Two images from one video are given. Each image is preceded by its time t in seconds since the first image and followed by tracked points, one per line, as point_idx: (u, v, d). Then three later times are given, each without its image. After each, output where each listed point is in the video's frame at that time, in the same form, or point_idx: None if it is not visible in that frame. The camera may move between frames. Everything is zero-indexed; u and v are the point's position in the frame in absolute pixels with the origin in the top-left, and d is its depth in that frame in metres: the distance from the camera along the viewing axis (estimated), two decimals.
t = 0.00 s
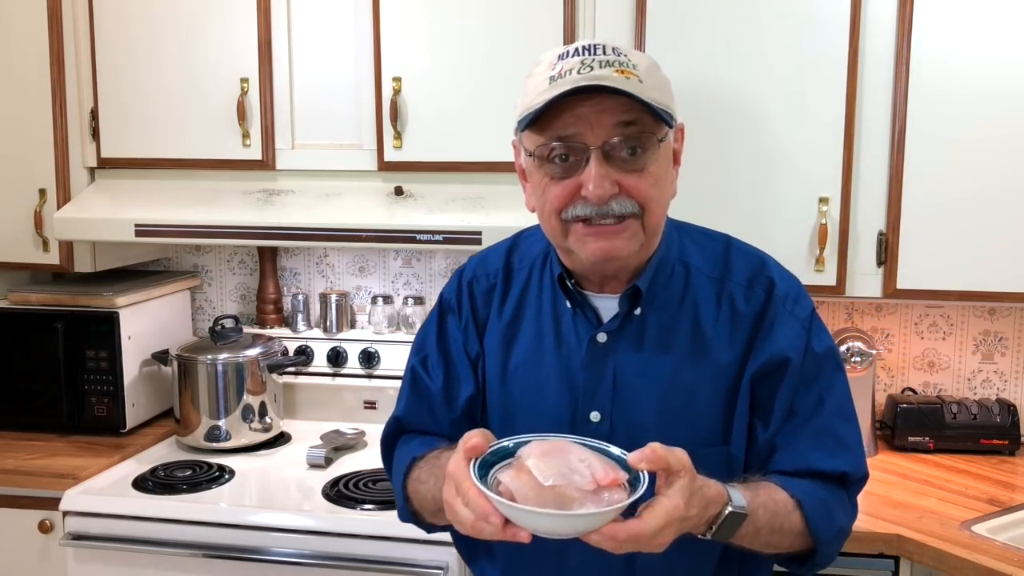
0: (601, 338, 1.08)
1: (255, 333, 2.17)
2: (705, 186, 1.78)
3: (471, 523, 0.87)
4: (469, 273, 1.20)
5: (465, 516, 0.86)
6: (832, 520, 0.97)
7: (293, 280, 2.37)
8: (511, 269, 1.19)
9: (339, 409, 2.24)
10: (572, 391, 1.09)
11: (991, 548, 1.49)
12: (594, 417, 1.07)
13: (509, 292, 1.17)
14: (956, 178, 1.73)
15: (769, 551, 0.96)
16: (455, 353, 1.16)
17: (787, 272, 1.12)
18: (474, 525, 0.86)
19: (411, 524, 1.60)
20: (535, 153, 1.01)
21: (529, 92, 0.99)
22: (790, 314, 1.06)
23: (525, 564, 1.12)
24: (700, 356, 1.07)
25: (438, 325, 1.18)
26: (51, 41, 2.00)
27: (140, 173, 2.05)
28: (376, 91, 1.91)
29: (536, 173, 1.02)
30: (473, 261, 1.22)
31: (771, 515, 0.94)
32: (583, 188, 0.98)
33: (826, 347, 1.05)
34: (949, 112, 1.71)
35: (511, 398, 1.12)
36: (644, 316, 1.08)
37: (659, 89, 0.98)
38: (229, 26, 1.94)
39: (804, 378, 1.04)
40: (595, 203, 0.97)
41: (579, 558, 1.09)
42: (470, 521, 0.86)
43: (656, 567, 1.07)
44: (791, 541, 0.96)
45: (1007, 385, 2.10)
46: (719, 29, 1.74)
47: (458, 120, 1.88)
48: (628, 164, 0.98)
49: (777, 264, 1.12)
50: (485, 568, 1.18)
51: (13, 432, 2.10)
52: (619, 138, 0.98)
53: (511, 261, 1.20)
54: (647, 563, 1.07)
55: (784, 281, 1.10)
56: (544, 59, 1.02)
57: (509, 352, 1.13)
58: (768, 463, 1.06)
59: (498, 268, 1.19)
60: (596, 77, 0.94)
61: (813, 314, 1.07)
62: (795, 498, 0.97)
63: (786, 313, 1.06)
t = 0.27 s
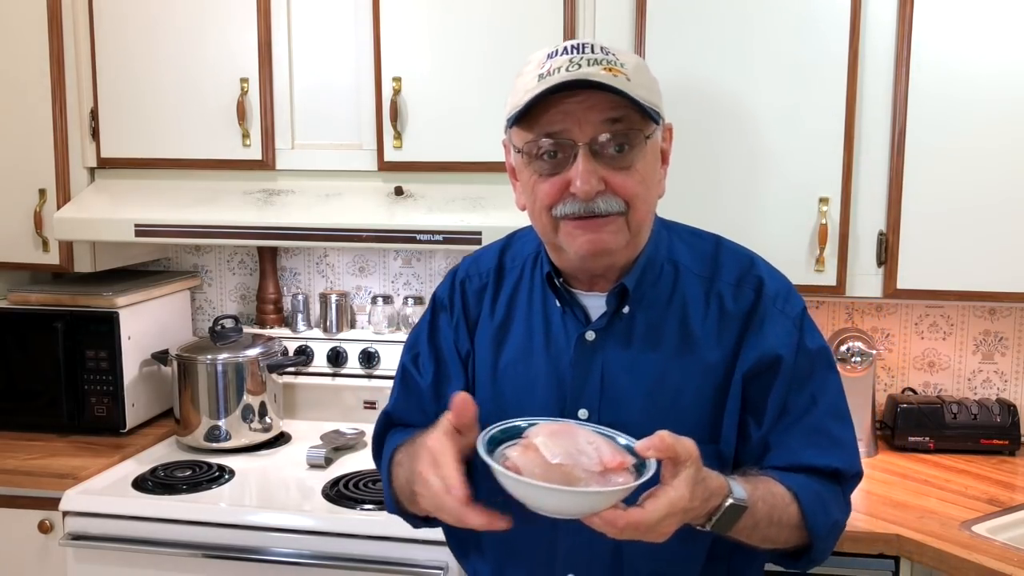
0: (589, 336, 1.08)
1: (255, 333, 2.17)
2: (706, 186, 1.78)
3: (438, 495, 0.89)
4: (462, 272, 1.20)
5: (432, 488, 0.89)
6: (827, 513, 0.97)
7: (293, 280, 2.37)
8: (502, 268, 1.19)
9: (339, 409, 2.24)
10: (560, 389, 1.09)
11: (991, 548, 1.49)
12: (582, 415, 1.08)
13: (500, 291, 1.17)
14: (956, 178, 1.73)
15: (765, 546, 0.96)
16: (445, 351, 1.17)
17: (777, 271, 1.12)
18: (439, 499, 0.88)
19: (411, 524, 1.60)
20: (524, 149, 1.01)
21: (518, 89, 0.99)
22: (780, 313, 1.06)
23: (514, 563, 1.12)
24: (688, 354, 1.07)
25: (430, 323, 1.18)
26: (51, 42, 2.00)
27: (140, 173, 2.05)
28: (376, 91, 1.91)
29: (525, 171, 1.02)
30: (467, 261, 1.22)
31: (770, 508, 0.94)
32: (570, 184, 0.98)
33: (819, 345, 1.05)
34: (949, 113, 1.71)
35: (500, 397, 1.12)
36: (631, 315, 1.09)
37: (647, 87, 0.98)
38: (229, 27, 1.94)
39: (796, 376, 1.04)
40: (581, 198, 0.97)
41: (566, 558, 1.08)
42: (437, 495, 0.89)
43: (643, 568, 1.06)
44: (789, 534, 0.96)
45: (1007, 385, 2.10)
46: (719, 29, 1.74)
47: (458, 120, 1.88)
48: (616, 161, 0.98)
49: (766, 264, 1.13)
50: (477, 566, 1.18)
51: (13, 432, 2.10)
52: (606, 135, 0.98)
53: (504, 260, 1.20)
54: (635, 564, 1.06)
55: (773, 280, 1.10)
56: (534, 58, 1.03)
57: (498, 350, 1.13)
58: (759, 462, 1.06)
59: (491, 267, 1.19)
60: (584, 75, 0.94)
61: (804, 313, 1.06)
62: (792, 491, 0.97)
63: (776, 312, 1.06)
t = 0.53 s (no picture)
0: (586, 336, 1.08)
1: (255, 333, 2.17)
2: (706, 186, 1.78)
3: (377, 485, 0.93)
4: (456, 275, 1.20)
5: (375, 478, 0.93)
6: (834, 509, 0.98)
7: (293, 280, 2.36)
8: (497, 270, 1.19)
9: (339, 409, 2.23)
10: (556, 389, 1.09)
11: (991, 548, 1.49)
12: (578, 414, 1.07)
13: (495, 293, 1.17)
14: (956, 178, 1.73)
15: (774, 542, 0.96)
16: (439, 353, 1.16)
17: (773, 272, 1.12)
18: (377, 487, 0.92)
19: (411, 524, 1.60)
20: (521, 155, 1.01)
21: (513, 94, 0.99)
22: (780, 313, 1.06)
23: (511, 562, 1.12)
24: (685, 354, 1.07)
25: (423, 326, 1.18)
26: (51, 41, 2.00)
27: (140, 173, 2.05)
28: (376, 91, 1.90)
29: (522, 176, 1.02)
30: (461, 263, 1.22)
31: (783, 507, 0.93)
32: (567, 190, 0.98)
33: (820, 343, 1.06)
34: (949, 113, 1.71)
35: (496, 398, 1.11)
36: (628, 315, 1.08)
37: (643, 92, 0.97)
38: (229, 27, 1.94)
39: (798, 376, 1.04)
40: (579, 204, 0.97)
41: (562, 558, 1.08)
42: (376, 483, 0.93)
43: (637, 569, 1.05)
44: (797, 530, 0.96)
45: (1007, 385, 2.10)
46: (719, 29, 1.74)
47: (458, 120, 1.87)
48: (612, 166, 0.98)
49: (762, 264, 1.13)
50: (474, 566, 1.19)
51: (13, 432, 2.10)
52: (603, 140, 0.97)
53: (498, 262, 1.20)
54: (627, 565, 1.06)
55: (769, 281, 1.10)
56: (528, 62, 1.02)
57: (494, 351, 1.13)
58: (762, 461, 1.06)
59: (485, 269, 1.20)
60: (580, 81, 0.94)
61: (803, 313, 1.07)
62: (802, 488, 0.97)
63: (776, 313, 1.06)
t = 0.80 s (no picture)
0: (587, 337, 1.08)
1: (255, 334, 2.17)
2: (706, 186, 1.78)
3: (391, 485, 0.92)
4: (456, 275, 1.20)
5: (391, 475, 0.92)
6: (833, 507, 1.00)
7: (293, 280, 2.36)
8: (497, 270, 1.19)
9: (339, 409, 2.23)
10: (557, 390, 1.09)
11: (991, 548, 1.49)
12: (579, 415, 1.07)
13: (495, 293, 1.17)
14: (956, 178, 1.73)
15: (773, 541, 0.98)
16: (440, 353, 1.16)
17: (772, 272, 1.12)
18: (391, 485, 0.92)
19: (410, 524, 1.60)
20: (523, 155, 1.01)
21: (516, 94, 0.99)
22: (780, 313, 1.07)
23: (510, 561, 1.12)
24: (686, 354, 1.07)
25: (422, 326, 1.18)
26: (51, 42, 2.00)
27: (140, 173, 2.05)
28: (376, 90, 1.90)
29: (524, 176, 1.02)
30: (460, 262, 1.22)
31: (781, 507, 0.95)
32: (570, 188, 0.97)
33: (820, 343, 1.07)
34: (949, 113, 1.71)
35: (497, 398, 1.11)
36: (629, 315, 1.08)
37: (645, 91, 0.98)
38: (229, 27, 1.94)
39: (798, 376, 1.05)
40: (582, 203, 0.97)
41: (563, 559, 1.08)
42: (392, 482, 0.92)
43: (638, 569, 1.06)
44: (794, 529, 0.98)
45: (1007, 385, 2.10)
46: (719, 28, 1.74)
47: (458, 120, 1.87)
48: (615, 164, 0.98)
49: (762, 264, 1.13)
50: (473, 568, 1.18)
51: (13, 433, 2.10)
52: (606, 139, 0.98)
53: (497, 262, 1.20)
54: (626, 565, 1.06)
55: (770, 281, 1.10)
56: (529, 63, 1.02)
57: (494, 352, 1.13)
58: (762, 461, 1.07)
59: (485, 269, 1.19)
60: (583, 78, 0.94)
61: (803, 313, 1.07)
62: (800, 488, 0.99)
63: (777, 312, 1.07)
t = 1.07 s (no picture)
0: (591, 335, 1.08)
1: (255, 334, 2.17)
2: (707, 186, 1.78)
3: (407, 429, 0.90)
4: (457, 273, 1.20)
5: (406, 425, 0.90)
6: (841, 500, 1.00)
7: (293, 280, 2.36)
8: (498, 268, 1.19)
9: (339, 409, 2.23)
10: (561, 388, 1.09)
11: (991, 548, 1.49)
12: (583, 413, 1.07)
13: (497, 291, 1.17)
14: (956, 178, 1.73)
15: (781, 535, 0.98)
16: (442, 350, 1.15)
17: (775, 269, 1.13)
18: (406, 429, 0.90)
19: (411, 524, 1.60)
20: (527, 155, 1.01)
21: (520, 95, 0.99)
22: (785, 311, 1.07)
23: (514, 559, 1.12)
24: (690, 352, 1.07)
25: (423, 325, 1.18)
26: (51, 42, 2.00)
27: (140, 173, 2.05)
28: (376, 90, 1.90)
29: (528, 176, 1.02)
30: (461, 260, 1.22)
31: (790, 498, 0.96)
32: (575, 189, 0.97)
33: (824, 339, 1.07)
34: (948, 113, 1.71)
35: (502, 396, 1.11)
36: (632, 313, 1.09)
37: (650, 91, 0.98)
38: (229, 27, 1.94)
39: (803, 374, 1.06)
40: (587, 203, 0.97)
41: (568, 557, 1.08)
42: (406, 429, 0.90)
43: (647, 567, 1.06)
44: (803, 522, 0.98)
45: (1007, 385, 2.10)
46: (719, 28, 1.74)
47: (458, 120, 1.87)
48: (620, 165, 0.98)
49: (764, 262, 1.13)
50: (474, 566, 1.18)
51: (13, 432, 2.10)
52: (611, 139, 0.98)
53: (499, 260, 1.20)
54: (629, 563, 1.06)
55: (774, 279, 1.10)
56: (532, 63, 1.03)
57: (497, 350, 1.13)
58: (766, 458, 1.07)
59: (486, 266, 1.19)
60: (588, 78, 0.94)
61: (808, 310, 1.08)
62: (809, 480, 1.00)
63: (781, 310, 1.07)
